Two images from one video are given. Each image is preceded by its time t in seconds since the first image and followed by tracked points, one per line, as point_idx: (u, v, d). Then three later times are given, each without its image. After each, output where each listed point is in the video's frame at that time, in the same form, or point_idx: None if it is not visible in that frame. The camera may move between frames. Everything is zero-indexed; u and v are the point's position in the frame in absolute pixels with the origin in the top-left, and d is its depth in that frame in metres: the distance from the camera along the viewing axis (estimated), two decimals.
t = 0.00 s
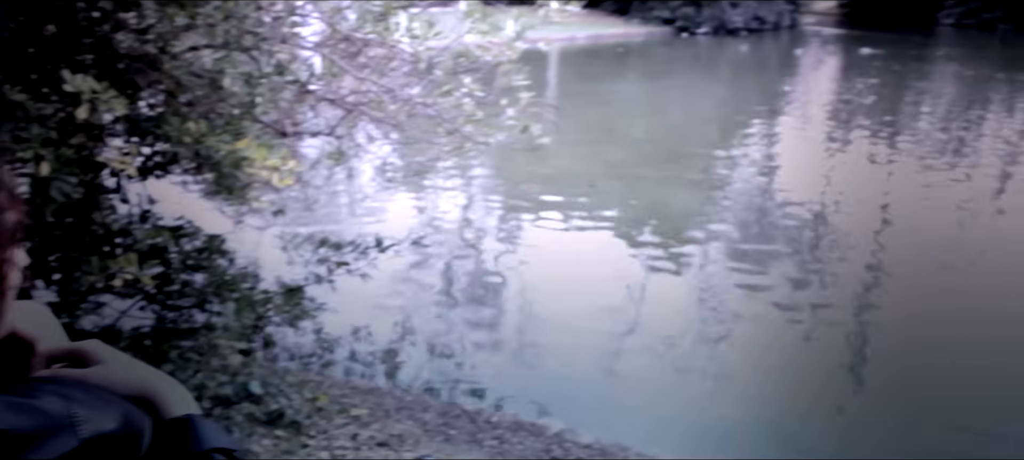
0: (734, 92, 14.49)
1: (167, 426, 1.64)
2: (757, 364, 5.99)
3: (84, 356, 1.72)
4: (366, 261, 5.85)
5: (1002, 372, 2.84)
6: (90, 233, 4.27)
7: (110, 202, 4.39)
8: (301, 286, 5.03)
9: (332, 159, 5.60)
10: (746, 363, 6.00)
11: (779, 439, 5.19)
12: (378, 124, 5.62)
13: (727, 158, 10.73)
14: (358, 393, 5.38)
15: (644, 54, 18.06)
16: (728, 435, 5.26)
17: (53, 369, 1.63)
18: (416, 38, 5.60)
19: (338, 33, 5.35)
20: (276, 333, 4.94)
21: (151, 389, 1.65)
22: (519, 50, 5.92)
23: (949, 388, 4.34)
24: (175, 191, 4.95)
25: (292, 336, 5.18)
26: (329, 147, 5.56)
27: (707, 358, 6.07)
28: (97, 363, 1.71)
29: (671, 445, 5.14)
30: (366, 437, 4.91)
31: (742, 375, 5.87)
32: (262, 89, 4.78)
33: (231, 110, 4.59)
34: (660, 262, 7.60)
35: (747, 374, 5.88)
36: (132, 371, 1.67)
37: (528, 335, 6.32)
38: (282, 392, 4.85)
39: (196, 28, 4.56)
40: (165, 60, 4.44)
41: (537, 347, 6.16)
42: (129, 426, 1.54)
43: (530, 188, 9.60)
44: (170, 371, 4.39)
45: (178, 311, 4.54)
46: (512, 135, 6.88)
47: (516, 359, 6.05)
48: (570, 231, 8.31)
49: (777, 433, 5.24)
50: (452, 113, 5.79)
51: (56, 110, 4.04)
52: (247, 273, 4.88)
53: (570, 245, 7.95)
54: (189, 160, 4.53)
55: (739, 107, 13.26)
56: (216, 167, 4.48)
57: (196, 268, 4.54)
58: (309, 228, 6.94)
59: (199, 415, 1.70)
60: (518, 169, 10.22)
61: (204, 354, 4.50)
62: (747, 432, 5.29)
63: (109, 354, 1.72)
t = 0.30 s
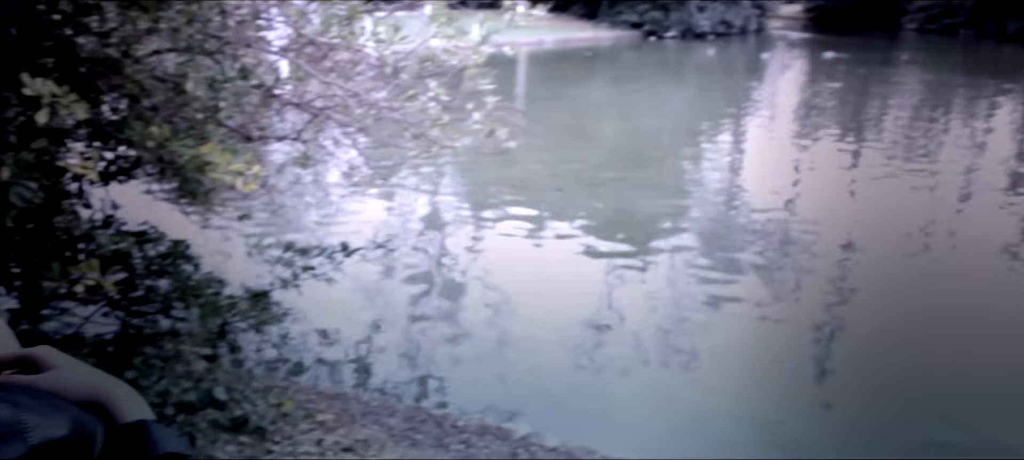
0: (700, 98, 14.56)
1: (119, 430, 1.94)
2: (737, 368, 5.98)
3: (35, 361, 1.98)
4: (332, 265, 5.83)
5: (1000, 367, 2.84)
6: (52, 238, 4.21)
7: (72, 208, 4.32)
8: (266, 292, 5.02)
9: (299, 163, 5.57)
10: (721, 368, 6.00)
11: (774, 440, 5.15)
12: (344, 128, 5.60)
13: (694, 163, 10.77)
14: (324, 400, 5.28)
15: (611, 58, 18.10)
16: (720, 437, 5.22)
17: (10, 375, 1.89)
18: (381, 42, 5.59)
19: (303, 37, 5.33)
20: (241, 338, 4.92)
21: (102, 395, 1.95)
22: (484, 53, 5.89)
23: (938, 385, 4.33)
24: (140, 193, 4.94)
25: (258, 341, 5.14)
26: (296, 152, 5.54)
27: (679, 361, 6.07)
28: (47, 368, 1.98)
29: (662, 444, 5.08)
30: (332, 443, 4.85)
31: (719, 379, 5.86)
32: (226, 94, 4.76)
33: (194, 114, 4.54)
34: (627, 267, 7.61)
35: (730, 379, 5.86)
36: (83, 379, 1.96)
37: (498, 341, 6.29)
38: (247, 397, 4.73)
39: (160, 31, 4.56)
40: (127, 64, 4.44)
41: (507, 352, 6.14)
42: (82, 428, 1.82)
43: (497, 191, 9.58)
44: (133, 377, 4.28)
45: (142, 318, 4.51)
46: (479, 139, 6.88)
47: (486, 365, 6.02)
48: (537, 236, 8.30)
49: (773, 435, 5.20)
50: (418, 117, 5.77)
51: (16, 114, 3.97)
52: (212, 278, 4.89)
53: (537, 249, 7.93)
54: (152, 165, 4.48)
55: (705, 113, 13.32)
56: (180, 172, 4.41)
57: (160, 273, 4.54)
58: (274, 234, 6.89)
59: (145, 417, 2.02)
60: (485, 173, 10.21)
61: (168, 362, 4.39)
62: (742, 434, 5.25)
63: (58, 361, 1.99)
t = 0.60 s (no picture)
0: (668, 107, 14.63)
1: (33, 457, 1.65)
2: (720, 375, 6.03)
3: None
4: (297, 272, 5.81)
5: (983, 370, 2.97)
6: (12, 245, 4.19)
7: (32, 215, 4.32)
8: (230, 300, 5.00)
9: (263, 171, 5.55)
10: (699, 376, 6.04)
11: (774, 446, 5.25)
12: (308, 135, 5.59)
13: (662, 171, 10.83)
14: (289, 407, 5.21)
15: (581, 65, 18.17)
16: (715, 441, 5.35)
17: None
18: (347, 49, 5.59)
19: (268, 44, 5.32)
20: (207, 346, 4.91)
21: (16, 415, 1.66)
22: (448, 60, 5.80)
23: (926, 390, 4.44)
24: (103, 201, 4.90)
25: (222, 349, 5.12)
26: (261, 161, 5.47)
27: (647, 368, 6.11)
28: None
29: (651, 451, 5.16)
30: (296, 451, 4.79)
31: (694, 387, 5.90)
32: (189, 101, 4.73)
33: (156, 120, 4.50)
34: (597, 274, 7.64)
35: (714, 385, 5.92)
36: None
37: (468, 348, 6.28)
38: (211, 407, 4.71)
39: (122, 37, 4.48)
40: (88, 70, 4.37)
41: (477, 358, 6.13)
42: None
43: (464, 197, 9.61)
44: (95, 387, 4.22)
45: (104, 327, 4.48)
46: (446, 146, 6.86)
47: (456, 371, 6.03)
48: (506, 242, 8.30)
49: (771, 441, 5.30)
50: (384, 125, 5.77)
51: None
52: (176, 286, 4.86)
53: (506, 256, 7.94)
54: (116, 172, 4.47)
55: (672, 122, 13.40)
56: (142, 179, 4.37)
57: (122, 281, 4.53)
58: (241, 242, 6.86)
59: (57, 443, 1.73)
60: (454, 180, 10.22)
61: (131, 372, 4.32)
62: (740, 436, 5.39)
63: None
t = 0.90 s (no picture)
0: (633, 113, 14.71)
1: None
2: (715, 375, 6.01)
3: None
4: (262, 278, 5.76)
5: (1002, 367, 3.00)
6: None
7: None
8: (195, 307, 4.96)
9: (227, 177, 5.50)
10: (687, 375, 6.04)
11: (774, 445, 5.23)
12: (273, 142, 5.55)
13: (628, 177, 10.87)
14: (254, 415, 5.16)
15: (546, 71, 18.21)
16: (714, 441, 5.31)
17: None
18: (313, 55, 5.57)
19: (233, 50, 5.28)
20: (170, 355, 4.85)
21: None
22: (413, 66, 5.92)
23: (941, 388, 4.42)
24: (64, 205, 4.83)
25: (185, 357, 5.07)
26: (225, 166, 5.43)
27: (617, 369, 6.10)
28: None
29: (652, 452, 5.17)
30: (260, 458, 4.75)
31: (677, 388, 5.88)
32: (150, 106, 4.68)
33: (116, 127, 4.46)
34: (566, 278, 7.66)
35: (710, 385, 5.90)
36: None
37: (435, 355, 6.25)
38: (173, 415, 4.63)
39: (81, 42, 4.41)
40: (48, 76, 4.35)
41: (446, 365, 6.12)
42: None
43: (431, 204, 9.60)
44: (55, 395, 4.19)
45: (65, 335, 4.45)
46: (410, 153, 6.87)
47: (426, 377, 5.99)
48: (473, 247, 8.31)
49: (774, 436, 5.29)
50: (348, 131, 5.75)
51: None
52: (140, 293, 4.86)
53: (476, 261, 7.93)
54: (76, 179, 4.41)
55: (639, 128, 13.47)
56: (103, 186, 4.32)
57: (84, 288, 4.47)
58: (207, 249, 6.81)
59: None
60: (421, 186, 10.20)
61: (92, 378, 4.28)
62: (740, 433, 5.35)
63: None
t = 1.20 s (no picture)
0: (609, 117, 14.68)
1: None
2: (710, 377, 5.95)
3: None
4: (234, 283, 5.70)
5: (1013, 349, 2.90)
6: None
7: None
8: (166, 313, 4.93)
9: (200, 181, 5.44)
10: (675, 376, 5.99)
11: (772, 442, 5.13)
12: (245, 146, 5.49)
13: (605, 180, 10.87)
14: (226, 421, 5.09)
15: (522, 75, 18.20)
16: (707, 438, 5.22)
17: None
18: (283, 59, 5.57)
19: (204, 54, 5.24)
20: (142, 361, 4.79)
21: None
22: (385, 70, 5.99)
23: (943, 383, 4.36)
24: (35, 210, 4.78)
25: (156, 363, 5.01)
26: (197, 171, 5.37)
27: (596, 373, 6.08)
28: None
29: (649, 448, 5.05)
30: None
31: (673, 389, 5.81)
32: (119, 109, 4.59)
33: (85, 131, 4.41)
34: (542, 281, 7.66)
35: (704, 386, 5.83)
36: None
37: (415, 362, 6.17)
38: (144, 421, 4.42)
39: (48, 45, 4.38)
40: (16, 79, 4.22)
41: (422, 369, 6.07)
42: None
43: (406, 208, 9.58)
44: (24, 402, 4.08)
45: (34, 341, 4.34)
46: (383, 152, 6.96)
47: (404, 383, 5.92)
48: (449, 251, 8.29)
49: (772, 437, 5.20)
50: (320, 135, 5.72)
51: None
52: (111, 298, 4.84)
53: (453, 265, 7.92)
54: (44, 183, 4.35)
55: (614, 133, 13.45)
56: (73, 190, 4.26)
57: (53, 293, 4.46)
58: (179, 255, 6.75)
59: None
60: (396, 190, 10.17)
61: (61, 384, 4.16)
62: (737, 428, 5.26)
63: None
